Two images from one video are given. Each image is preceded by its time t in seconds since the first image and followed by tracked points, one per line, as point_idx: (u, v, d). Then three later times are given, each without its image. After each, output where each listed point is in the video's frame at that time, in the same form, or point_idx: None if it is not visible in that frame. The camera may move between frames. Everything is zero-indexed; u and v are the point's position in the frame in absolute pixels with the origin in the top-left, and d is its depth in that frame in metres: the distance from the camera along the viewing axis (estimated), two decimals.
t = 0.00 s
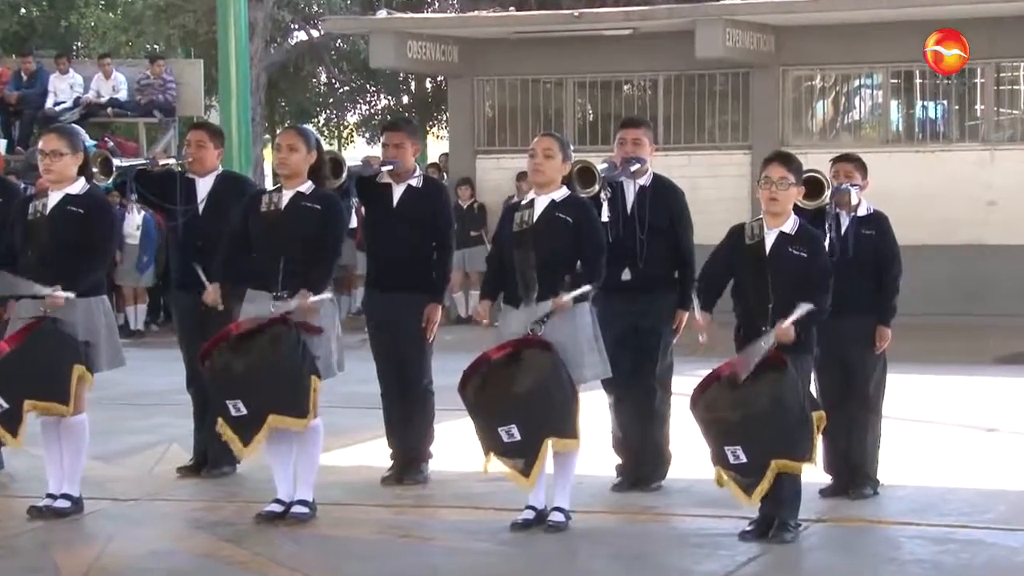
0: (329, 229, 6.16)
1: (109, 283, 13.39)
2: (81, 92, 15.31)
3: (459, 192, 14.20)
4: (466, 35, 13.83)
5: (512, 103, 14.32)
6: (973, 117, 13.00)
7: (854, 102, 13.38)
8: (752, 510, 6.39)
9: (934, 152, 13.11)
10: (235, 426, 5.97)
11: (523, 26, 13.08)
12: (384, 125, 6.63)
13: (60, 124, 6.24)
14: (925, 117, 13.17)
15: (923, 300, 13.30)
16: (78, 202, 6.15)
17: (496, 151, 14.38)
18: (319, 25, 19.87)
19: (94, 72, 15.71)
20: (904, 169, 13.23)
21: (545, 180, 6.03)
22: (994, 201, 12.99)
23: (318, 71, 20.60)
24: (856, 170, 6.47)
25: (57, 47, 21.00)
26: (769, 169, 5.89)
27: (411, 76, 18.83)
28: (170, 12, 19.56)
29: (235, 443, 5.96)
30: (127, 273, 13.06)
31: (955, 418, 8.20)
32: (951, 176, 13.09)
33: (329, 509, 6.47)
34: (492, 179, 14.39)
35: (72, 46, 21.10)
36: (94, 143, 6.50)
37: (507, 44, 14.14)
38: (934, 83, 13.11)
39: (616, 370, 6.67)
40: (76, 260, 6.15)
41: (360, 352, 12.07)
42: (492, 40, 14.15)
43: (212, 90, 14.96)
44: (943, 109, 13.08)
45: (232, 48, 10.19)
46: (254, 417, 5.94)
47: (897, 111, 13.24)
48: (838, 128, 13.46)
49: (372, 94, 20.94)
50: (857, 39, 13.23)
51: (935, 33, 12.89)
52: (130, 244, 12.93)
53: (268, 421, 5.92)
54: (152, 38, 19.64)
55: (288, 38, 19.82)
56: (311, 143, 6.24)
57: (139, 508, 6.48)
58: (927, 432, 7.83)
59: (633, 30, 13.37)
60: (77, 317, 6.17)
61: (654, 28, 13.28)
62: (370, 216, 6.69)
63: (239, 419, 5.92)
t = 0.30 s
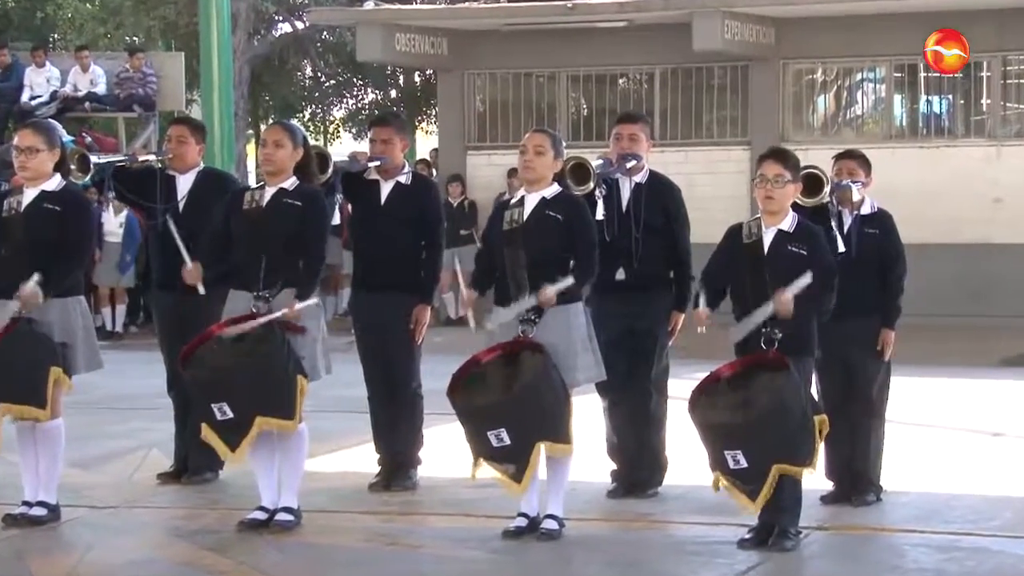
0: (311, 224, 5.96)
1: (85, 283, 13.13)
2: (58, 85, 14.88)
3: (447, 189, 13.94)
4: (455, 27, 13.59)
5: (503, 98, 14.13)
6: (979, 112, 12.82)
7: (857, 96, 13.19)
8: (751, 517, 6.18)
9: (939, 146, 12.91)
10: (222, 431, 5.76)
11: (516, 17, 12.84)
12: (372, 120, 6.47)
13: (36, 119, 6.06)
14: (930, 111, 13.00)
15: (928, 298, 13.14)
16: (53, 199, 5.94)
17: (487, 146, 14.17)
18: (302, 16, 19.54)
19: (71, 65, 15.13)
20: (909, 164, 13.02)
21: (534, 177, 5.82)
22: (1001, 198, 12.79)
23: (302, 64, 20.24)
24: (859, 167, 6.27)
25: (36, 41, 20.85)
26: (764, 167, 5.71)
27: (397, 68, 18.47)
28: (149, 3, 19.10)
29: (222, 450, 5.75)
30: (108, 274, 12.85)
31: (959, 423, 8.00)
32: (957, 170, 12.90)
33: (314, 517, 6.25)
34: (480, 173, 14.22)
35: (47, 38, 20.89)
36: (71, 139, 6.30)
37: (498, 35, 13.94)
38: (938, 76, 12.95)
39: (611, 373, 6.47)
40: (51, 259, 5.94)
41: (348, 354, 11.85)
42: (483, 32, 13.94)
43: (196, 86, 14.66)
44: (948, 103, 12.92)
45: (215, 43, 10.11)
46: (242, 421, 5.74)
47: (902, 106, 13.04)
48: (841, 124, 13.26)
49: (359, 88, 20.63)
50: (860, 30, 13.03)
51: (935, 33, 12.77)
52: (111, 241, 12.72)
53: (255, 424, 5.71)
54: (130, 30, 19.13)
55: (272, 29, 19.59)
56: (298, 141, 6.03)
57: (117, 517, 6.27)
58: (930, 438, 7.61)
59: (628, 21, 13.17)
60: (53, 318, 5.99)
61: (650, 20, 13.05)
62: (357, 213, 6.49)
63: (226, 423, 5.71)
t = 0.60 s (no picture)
0: (293, 225, 5.76)
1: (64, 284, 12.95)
2: (36, 81, 14.74)
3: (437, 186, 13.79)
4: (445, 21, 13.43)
5: (493, 94, 13.95)
6: (981, 108, 12.69)
7: (855, 91, 13.04)
8: (747, 523, 6.04)
9: (940, 143, 12.78)
10: (195, 433, 5.63)
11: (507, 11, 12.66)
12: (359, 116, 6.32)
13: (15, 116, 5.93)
14: (931, 107, 12.86)
15: (926, 297, 13.00)
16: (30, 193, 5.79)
17: (477, 143, 14.01)
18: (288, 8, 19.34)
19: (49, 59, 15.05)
20: (910, 161, 12.88)
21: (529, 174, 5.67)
22: (1004, 196, 12.66)
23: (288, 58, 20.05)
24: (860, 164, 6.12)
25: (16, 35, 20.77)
26: (763, 164, 5.54)
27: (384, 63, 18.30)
28: None
29: (194, 452, 5.62)
30: (88, 274, 12.69)
31: (960, 426, 7.85)
32: (959, 166, 12.77)
33: (300, 523, 6.10)
34: (469, 171, 14.05)
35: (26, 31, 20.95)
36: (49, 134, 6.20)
37: (489, 29, 13.78)
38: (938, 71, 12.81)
39: (603, 374, 6.33)
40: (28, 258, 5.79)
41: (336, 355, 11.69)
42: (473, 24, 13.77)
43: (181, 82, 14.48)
44: (950, 99, 12.79)
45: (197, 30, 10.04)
46: (215, 424, 5.60)
47: (901, 102, 12.91)
48: (840, 120, 13.13)
49: (346, 83, 20.45)
50: (860, 24, 12.90)
51: (935, 34, 12.62)
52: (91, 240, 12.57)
53: (228, 426, 5.58)
54: (111, 23, 19.11)
55: (257, 22, 19.94)
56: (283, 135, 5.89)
57: (97, 523, 6.11)
58: (930, 442, 7.47)
59: (622, 15, 13.02)
60: (32, 319, 5.84)
61: (644, 13, 12.91)
62: (344, 211, 6.34)
63: (198, 425, 5.58)
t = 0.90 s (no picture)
0: (291, 226, 5.80)
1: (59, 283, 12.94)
2: (31, 80, 14.77)
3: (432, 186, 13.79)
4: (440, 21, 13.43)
5: (488, 93, 13.95)
6: (976, 108, 12.69)
7: (849, 91, 13.05)
8: (742, 523, 6.04)
9: (935, 143, 12.78)
10: (189, 434, 5.62)
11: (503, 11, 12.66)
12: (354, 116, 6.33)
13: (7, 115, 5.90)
14: (926, 107, 12.86)
15: (922, 298, 13.00)
16: (25, 198, 5.79)
17: (472, 143, 14.02)
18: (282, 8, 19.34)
19: (44, 59, 15.06)
20: (905, 161, 12.88)
21: (522, 174, 5.66)
22: (999, 196, 12.66)
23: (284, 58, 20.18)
24: (854, 163, 6.12)
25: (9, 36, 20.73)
26: (756, 163, 5.51)
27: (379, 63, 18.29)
28: None
29: (188, 453, 5.62)
30: (82, 274, 12.70)
31: (956, 427, 7.85)
32: (955, 167, 12.77)
33: (294, 524, 6.09)
34: (465, 172, 14.06)
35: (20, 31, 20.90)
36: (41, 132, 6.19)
37: (484, 29, 13.77)
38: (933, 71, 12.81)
39: (598, 375, 6.32)
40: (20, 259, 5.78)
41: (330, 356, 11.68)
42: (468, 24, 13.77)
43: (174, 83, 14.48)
44: (945, 99, 12.79)
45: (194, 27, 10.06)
46: (208, 426, 5.59)
47: (897, 102, 12.91)
48: (835, 120, 13.13)
49: (341, 84, 20.45)
50: (855, 23, 12.90)
51: (935, 33, 12.61)
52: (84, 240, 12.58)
53: (222, 429, 5.57)
54: (105, 23, 19.09)
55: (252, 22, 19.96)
56: (276, 136, 5.88)
57: (91, 524, 6.10)
58: (925, 442, 7.47)
59: (617, 15, 13.02)
60: (26, 320, 5.83)
61: (638, 13, 12.93)
62: (339, 213, 6.35)
63: (191, 427, 5.56)
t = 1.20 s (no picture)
0: (285, 225, 5.81)
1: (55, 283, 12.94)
2: (26, 81, 14.72)
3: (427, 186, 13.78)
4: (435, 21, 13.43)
5: (484, 93, 13.94)
6: (972, 108, 12.70)
7: (845, 91, 13.05)
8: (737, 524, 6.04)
9: (930, 143, 12.79)
10: (195, 437, 5.59)
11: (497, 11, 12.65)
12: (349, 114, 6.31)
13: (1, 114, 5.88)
14: (921, 108, 12.87)
15: (918, 298, 13.01)
16: (22, 198, 5.79)
17: (467, 143, 14.01)
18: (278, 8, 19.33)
19: (39, 59, 15.05)
20: (900, 161, 12.89)
21: (518, 175, 5.66)
22: (994, 196, 12.67)
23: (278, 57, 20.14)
24: (851, 163, 6.13)
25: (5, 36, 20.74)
26: (753, 165, 5.52)
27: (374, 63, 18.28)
28: None
29: (197, 456, 5.59)
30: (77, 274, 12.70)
31: (952, 427, 7.85)
32: (950, 167, 12.78)
33: (289, 525, 6.09)
34: (460, 172, 14.06)
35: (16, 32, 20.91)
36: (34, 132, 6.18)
37: (480, 29, 13.77)
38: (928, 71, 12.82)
39: (595, 374, 6.32)
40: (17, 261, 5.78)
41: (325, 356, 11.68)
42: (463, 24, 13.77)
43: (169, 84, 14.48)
44: (940, 99, 12.80)
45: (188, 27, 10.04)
46: (214, 427, 5.57)
47: (892, 102, 12.92)
48: (831, 120, 13.13)
49: (337, 83, 20.44)
50: (851, 23, 12.91)
51: (936, 33, 12.58)
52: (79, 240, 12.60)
53: (229, 429, 5.56)
54: (100, 23, 19.13)
55: (247, 22, 19.96)
56: (269, 135, 5.87)
57: (86, 524, 6.10)
58: (920, 442, 7.47)
59: (612, 15, 13.01)
60: (21, 320, 5.83)
61: (633, 13, 12.93)
62: (334, 212, 6.34)
63: (197, 429, 5.54)
